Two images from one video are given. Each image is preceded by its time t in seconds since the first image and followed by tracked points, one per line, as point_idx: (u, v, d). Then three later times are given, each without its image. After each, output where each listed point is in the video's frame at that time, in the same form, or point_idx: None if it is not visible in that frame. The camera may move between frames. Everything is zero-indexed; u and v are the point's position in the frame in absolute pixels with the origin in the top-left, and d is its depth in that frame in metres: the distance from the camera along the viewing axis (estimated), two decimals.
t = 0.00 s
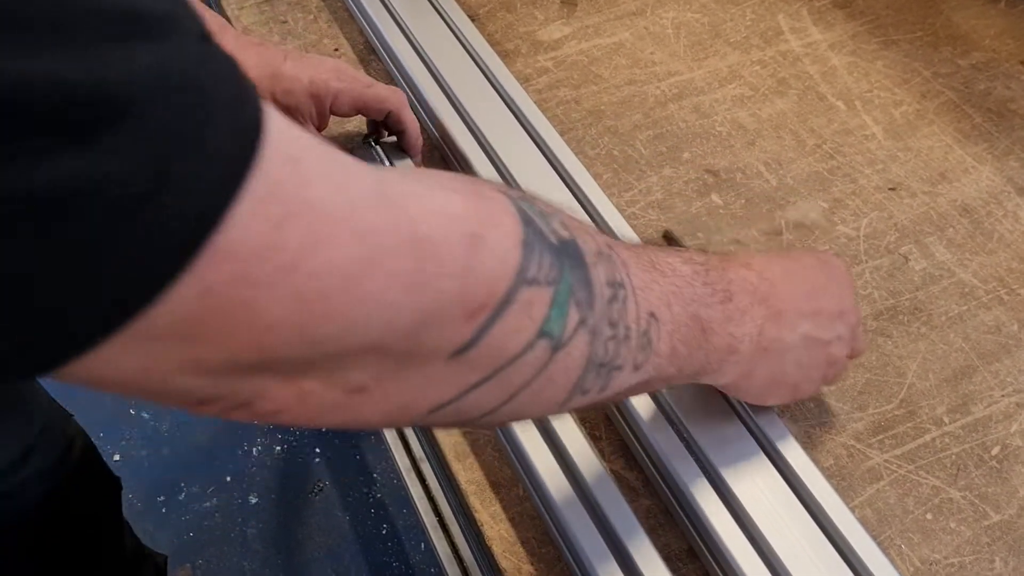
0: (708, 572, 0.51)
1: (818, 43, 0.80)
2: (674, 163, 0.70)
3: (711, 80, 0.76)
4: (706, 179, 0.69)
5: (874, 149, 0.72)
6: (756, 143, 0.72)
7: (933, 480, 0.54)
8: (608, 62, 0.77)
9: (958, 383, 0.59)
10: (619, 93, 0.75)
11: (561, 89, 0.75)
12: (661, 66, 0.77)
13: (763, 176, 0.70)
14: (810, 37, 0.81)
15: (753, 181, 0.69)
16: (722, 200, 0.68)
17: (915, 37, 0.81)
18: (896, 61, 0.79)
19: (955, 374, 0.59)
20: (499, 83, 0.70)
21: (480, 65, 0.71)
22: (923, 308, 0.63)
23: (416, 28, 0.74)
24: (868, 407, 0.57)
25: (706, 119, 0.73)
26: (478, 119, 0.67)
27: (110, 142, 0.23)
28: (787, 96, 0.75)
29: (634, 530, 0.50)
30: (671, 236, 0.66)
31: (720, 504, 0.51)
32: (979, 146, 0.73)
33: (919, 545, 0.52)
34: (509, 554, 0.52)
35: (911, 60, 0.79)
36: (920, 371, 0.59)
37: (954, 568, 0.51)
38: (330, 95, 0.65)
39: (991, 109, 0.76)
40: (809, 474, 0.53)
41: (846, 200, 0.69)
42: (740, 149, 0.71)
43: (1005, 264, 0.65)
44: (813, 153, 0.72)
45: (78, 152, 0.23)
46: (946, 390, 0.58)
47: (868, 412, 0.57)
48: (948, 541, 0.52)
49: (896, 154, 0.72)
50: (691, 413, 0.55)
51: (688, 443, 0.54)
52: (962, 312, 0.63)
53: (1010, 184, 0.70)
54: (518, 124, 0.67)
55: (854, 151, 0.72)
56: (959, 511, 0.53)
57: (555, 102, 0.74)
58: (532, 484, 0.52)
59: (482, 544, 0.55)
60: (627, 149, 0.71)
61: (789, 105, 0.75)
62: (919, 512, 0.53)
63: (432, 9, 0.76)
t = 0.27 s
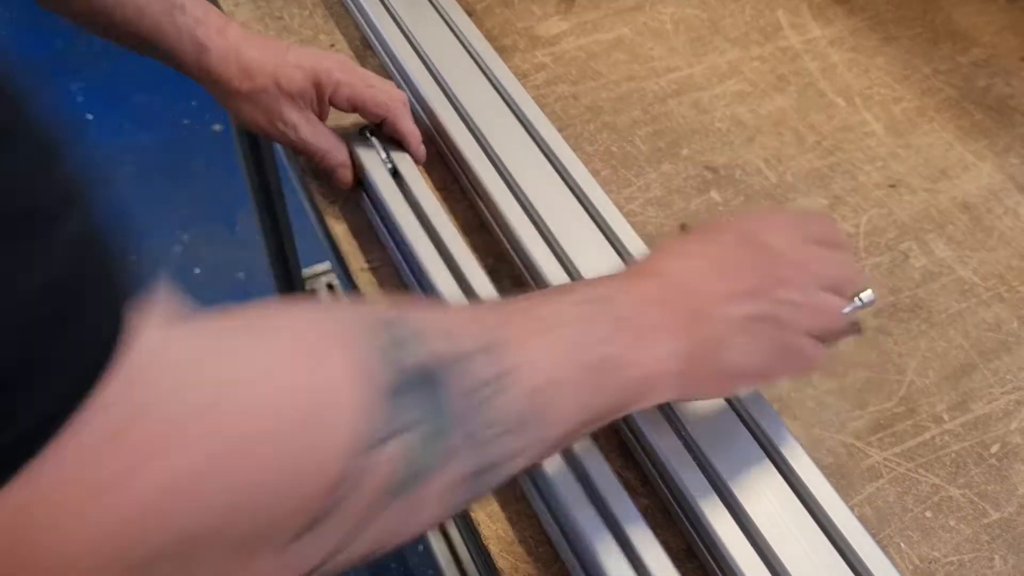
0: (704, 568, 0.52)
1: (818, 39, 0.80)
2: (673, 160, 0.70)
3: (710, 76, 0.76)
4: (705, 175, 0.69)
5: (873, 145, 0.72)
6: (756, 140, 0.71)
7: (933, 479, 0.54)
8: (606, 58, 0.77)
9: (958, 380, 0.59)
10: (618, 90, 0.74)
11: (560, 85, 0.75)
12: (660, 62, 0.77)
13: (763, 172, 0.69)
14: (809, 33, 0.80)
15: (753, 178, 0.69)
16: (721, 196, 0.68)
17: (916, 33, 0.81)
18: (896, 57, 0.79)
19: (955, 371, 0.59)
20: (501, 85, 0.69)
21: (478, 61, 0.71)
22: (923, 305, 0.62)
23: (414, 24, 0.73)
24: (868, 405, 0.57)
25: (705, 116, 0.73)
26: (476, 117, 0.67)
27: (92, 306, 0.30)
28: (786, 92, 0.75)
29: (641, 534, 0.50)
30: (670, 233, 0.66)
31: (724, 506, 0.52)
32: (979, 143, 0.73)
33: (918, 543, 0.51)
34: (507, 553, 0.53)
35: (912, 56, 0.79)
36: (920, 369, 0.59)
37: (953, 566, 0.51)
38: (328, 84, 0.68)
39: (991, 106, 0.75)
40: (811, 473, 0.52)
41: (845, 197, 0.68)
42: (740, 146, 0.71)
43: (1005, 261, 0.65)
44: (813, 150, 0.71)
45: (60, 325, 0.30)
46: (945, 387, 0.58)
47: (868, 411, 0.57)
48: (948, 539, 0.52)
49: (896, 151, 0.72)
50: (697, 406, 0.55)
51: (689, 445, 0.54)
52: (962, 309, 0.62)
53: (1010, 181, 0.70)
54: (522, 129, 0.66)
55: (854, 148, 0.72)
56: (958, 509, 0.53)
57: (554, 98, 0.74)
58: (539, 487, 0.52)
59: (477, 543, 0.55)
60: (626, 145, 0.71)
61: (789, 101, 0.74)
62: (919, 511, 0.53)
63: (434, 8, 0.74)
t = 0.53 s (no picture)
0: (702, 562, 0.51)
1: (813, 41, 0.81)
2: (670, 159, 0.71)
3: (707, 77, 0.77)
4: (701, 174, 0.70)
5: (868, 144, 0.73)
6: (752, 139, 0.72)
7: (926, 471, 0.55)
8: (604, 59, 0.78)
9: (951, 375, 0.59)
10: (615, 90, 0.75)
11: (559, 86, 0.76)
12: (657, 63, 0.78)
13: (759, 171, 0.70)
14: (805, 34, 0.81)
15: (749, 177, 0.70)
16: (718, 195, 0.69)
17: (910, 35, 0.82)
18: (890, 58, 0.80)
19: (948, 366, 0.60)
20: (502, 88, 0.70)
21: (478, 64, 0.72)
22: (917, 301, 0.63)
23: (415, 26, 0.74)
24: (863, 399, 0.58)
25: (702, 116, 0.74)
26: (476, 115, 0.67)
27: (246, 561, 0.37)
28: (782, 92, 0.76)
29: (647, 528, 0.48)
30: (667, 230, 0.66)
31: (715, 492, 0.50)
32: (973, 142, 0.73)
33: (912, 535, 0.52)
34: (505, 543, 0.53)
35: (906, 57, 0.80)
36: (914, 363, 0.60)
37: (946, 557, 0.51)
38: (305, 53, 0.68)
39: (984, 106, 0.76)
40: (802, 460, 0.51)
41: (840, 194, 0.69)
42: (736, 145, 0.72)
43: (998, 258, 0.66)
44: (808, 149, 0.72)
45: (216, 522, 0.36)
46: (939, 381, 0.59)
47: (863, 404, 0.58)
48: (942, 530, 0.52)
49: (890, 150, 0.72)
50: (680, 391, 0.53)
51: (682, 432, 0.52)
52: (955, 305, 0.63)
53: (1002, 179, 0.71)
54: (522, 130, 0.67)
55: (849, 147, 0.73)
56: (951, 501, 0.53)
57: (552, 98, 0.75)
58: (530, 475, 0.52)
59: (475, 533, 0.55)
60: (623, 145, 0.72)
61: (784, 101, 0.75)
62: (913, 503, 0.53)
63: (435, 12, 0.76)
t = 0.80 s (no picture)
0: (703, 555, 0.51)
1: (813, 40, 0.81)
2: (671, 157, 0.71)
3: (707, 76, 0.77)
4: (702, 171, 0.70)
5: (867, 141, 0.73)
6: (752, 138, 0.73)
7: (926, 465, 0.55)
8: (605, 58, 0.78)
9: (951, 370, 0.60)
10: (616, 89, 0.76)
11: (560, 85, 0.76)
12: (658, 62, 0.78)
13: (759, 169, 0.71)
14: (805, 33, 0.82)
15: (749, 174, 0.70)
16: (719, 192, 0.69)
17: (909, 34, 0.83)
18: (890, 56, 0.80)
19: (947, 361, 0.60)
20: (504, 86, 0.70)
21: (480, 63, 0.72)
22: (917, 297, 0.64)
23: (417, 25, 0.75)
24: (863, 394, 0.58)
25: (703, 114, 0.74)
26: (478, 112, 0.68)
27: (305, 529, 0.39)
28: (782, 91, 0.77)
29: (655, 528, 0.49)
30: (669, 228, 0.67)
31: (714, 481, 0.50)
32: (972, 141, 0.74)
33: (912, 528, 0.52)
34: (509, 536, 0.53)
35: (905, 56, 0.80)
36: (913, 358, 0.60)
37: (946, 550, 0.52)
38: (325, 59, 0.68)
39: (983, 104, 0.77)
40: (800, 450, 0.52)
41: (840, 192, 0.70)
42: (736, 143, 0.72)
43: (997, 254, 0.67)
44: (808, 147, 0.73)
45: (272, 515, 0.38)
46: (939, 376, 0.59)
47: (863, 399, 0.58)
48: (942, 523, 0.53)
49: (889, 147, 0.73)
50: (681, 386, 0.54)
51: (683, 423, 0.52)
52: (955, 301, 0.64)
53: (1001, 177, 0.71)
54: (523, 127, 0.67)
55: (848, 145, 0.73)
56: (951, 495, 0.54)
57: (554, 97, 0.75)
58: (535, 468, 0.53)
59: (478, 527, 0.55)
60: (624, 143, 0.72)
61: (784, 100, 0.76)
62: (913, 496, 0.54)
63: (436, 11, 0.76)
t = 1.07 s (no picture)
0: (710, 549, 0.52)
1: (816, 40, 0.82)
2: (675, 156, 0.72)
3: (711, 76, 0.78)
4: (706, 170, 0.71)
5: (871, 140, 0.74)
6: (756, 137, 0.73)
7: (931, 461, 0.55)
8: (609, 58, 0.79)
9: (955, 367, 0.60)
10: (621, 89, 0.76)
11: (565, 85, 0.77)
12: (662, 62, 0.79)
13: (763, 168, 0.71)
14: (808, 33, 0.82)
15: (753, 173, 0.71)
16: (723, 191, 0.69)
17: (912, 34, 0.83)
18: (893, 56, 0.81)
19: (952, 358, 0.60)
20: (509, 86, 0.71)
21: (485, 63, 0.73)
22: (921, 295, 0.64)
23: (423, 26, 0.75)
24: (868, 391, 0.58)
25: (707, 113, 0.75)
26: (484, 112, 0.68)
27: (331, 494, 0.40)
28: (786, 91, 0.77)
29: (654, 526, 0.49)
30: (673, 226, 0.67)
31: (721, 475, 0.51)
32: (975, 140, 0.74)
33: (917, 523, 0.53)
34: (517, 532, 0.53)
35: (908, 56, 0.81)
36: (918, 356, 0.60)
37: (951, 546, 0.52)
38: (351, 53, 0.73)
39: (986, 103, 0.77)
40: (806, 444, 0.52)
41: (844, 190, 0.70)
42: (740, 142, 0.73)
43: (1001, 253, 0.67)
44: (812, 146, 0.73)
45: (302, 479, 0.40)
46: (943, 373, 0.60)
47: (868, 396, 0.58)
48: (947, 518, 0.53)
49: (893, 147, 0.73)
50: (688, 384, 0.54)
51: (690, 422, 0.53)
52: (958, 299, 0.64)
53: (1005, 176, 0.72)
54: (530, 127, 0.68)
55: (852, 144, 0.73)
56: (955, 491, 0.54)
57: (558, 96, 0.76)
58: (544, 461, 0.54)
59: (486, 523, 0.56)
60: (629, 142, 0.73)
61: (788, 99, 0.76)
62: (918, 492, 0.54)
63: (442, 12, 0.77)
